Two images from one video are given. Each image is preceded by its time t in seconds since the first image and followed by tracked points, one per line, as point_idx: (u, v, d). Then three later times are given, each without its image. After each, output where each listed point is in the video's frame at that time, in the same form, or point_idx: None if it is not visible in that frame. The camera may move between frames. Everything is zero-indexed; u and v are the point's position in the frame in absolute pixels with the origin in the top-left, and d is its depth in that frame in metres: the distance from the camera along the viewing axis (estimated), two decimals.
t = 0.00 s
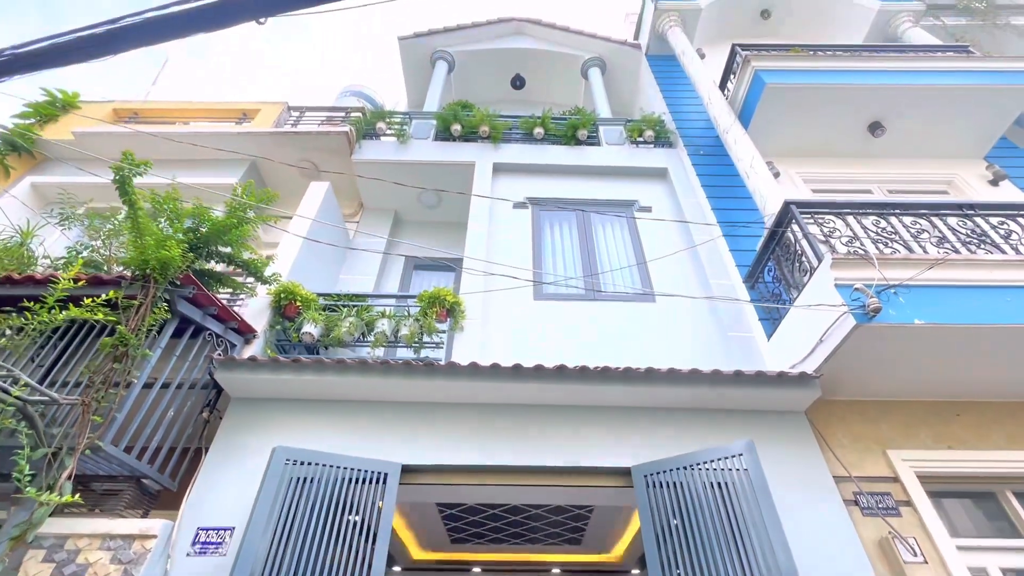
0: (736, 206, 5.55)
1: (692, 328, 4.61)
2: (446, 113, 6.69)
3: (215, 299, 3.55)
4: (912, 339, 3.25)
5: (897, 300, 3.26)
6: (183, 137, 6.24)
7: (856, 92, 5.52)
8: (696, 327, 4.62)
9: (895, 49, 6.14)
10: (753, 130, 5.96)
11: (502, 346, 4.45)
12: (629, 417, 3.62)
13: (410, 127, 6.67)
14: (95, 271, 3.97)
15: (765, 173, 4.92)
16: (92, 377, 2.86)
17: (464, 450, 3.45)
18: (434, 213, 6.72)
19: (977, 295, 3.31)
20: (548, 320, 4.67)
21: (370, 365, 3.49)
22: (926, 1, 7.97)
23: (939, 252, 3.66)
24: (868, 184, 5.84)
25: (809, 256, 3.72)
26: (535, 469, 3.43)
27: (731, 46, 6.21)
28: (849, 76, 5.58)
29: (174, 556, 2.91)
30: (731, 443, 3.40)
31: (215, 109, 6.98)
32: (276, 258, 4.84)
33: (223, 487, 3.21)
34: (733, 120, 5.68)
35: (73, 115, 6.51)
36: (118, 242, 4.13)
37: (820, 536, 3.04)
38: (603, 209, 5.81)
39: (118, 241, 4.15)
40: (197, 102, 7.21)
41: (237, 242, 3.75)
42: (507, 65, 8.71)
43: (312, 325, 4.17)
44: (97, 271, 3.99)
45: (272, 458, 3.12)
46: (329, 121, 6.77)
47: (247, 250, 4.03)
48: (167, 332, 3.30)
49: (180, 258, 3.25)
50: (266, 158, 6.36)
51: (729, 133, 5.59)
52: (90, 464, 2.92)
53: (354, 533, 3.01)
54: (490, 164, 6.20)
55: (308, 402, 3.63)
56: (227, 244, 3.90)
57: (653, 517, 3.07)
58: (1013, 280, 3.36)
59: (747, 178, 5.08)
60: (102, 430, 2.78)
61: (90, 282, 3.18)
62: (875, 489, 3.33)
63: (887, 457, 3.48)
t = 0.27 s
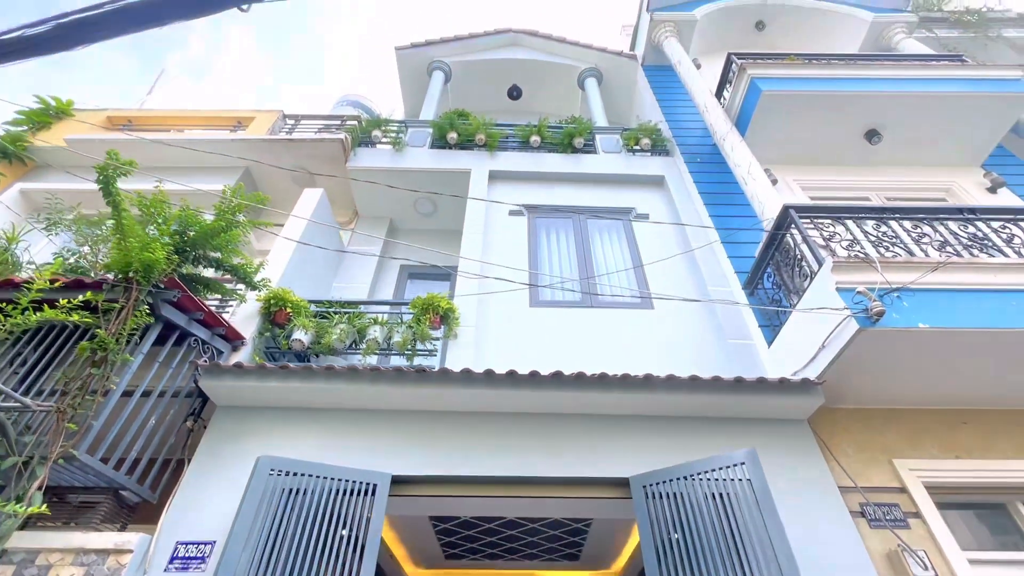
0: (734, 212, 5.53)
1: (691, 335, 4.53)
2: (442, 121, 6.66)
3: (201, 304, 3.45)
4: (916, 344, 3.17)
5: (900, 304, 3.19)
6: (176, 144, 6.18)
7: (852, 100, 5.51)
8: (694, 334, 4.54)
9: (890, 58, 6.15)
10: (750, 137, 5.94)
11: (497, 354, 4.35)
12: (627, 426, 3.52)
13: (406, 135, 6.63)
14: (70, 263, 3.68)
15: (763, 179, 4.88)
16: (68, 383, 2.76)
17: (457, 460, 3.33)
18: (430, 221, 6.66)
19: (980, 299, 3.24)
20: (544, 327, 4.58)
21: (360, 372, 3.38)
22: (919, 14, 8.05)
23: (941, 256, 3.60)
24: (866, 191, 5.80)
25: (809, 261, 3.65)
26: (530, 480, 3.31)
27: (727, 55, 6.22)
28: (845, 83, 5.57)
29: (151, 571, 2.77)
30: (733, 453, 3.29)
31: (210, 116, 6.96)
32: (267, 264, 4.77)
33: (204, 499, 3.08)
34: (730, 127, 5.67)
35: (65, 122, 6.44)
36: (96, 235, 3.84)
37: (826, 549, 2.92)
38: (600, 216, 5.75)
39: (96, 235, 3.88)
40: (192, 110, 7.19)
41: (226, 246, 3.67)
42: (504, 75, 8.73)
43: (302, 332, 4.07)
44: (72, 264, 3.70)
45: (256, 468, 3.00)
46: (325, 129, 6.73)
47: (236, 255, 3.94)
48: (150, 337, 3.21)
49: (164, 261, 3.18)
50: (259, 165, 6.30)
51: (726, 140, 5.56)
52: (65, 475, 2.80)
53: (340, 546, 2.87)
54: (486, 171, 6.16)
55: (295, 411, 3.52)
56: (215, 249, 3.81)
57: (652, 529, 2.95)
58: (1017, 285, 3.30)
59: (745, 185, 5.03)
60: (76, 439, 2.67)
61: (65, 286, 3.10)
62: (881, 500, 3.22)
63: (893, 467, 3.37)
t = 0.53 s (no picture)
0: (733, 217, 5.50)
1: (690, 340, 4.48)
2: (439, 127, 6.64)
3: (192, 307, 3.39)
4: (921, 347, 3.11)
5: (903, 306, 3.14)
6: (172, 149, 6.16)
7: (850, 105, 5.50)
8: (694, 339, 4.48)
9: (887, 64, 6.16)
10: (748, 143, 5.93)
11: (494, 360, 4.28)
12: (627, 432, 3.44)
13: (403, 141, 6.62)
14: (59, 267, 3.60)
15: (762, 182, 4.84)
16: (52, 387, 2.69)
17: (452, 468, 3.25)
18: (427, 226, 6.61)
19: (985, 302, 3.19)
20: (542, 332, 4.51)
21: (354, 378, 3.31)
22: (915, 22, 8.09)
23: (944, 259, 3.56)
24: (865, 196, 5.77)
25: (810, 264, 3.61)
26: (528, 488, 3.23)
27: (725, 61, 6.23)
28: (843, 88, 5.57)
29: None
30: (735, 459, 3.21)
31: (207, 122, 6.95)
32: (261, 269, 4.72)
33: (192, 507, 2.99)
34: (728, 132, 5.65)
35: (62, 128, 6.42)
36: (84, 237, 3.77)
37: (832, 559, 2.83)
38: (598, 220, 5.71)
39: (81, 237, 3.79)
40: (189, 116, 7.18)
41: (218, 248, 3.62)
42: (502, 83, 8.74)
43: (295, 337, 3.98)
44: (61, 268, 3.61)
45: (245, 475, 2.91)
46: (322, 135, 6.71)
47: (229, 258, 3.89)
48: (139, 341, 3.15)
49: (154, 263, 3.12)
50: (256, 170, 6.27)
51: (725, 144, 5.55)
52: (49, 482, 2.72)
53: (331, 556, 2.78)
54: (483, 177, 6.13)
55: (288, 417, 3.44)
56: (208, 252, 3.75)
57: (653, 538, 2.86)
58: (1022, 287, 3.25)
59: (744, 188, 5.00)
60: (59, 445, 2.59)
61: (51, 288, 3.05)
62: (888, 508, 3.14)
63: (899, 474, 3.29)
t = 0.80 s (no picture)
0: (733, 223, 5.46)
1: (690, 346, 4.42)
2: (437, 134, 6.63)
3: (183, 313, 3.34)
4: (925, 352, 3.05)
5: (906, 310, 3.09)
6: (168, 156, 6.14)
7: (848, 111, 5.50)
8: (694, 345, 4.43)
9: (884, 71, 6.17)
10: (746, 149, 5.92)
11: (491, 367, 4.22)
12: (626, 440, 3.37)
13: (401, 148, 6.61)
14: (49, 272, 3.55)
15: (761, 187, 4.82)
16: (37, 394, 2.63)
17: (448, 477, 3.17)
18: (425, 233, 6.58)
19: (989, 306, 3.14)
20: (540, 338, 4.46)
21: (347, 385, 3.25)
22: (910, 31, 8.14)
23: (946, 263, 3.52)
24: (864, 202, 5.75)
25: (810, 268, 3.56)
26: (525, 498, 3.14)
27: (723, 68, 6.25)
28: (841, 94, 5.56)
29: None
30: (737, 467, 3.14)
31: (205, 130, 6.95)
32: (256, 275, 4.67)
33: (180, 518, 2.90)
34: (726, 138, 5.64)
35: (59, 135, 6.42)
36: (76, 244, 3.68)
37: (838, 570, 2.75)
38: (596, 226, 5.68)
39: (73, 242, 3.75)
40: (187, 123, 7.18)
41: (212, 253, 3.58)
42: (499, 91, 8.76)
43: (290, 343, 3.94)
44: (51, 274, 3.55)
45: (235, 484, 2.83)
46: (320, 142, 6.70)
47: (222, 263, 3.83)
48: (128, 347, 3.09)
49: (145, 267, 3.08)
50: (252, 177, 6.25)
51: (723, 150, 5.53)
52: (31, 492, 2.65)
53: (322, 569, 2.69)
54: (481, 184, 6.10)
55: (280, 425, 3.37)
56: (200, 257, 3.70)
57: (654, 549, 2.78)
58: None
59: (743, 194, 4.97)
60: (42, 453, 2.52)
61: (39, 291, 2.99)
62: (895, 517, 3.06)
63: (905, 482, 3.21)
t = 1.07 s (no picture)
0: (732, 229, 5.44)
1: (691, 352, 4.39)
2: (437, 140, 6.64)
3: (179, 318, 3.31)
4: (927, 357, 3.02)
5: (909, 315, 3.06)
6: (168, 163, 6.15)
7: (847, 116, 5.51)
8: (694, 351, 4.39)
9: (882, 77, 6.18)
10: (745, 155, 5.92)
11: (490, 373, 4.18)
12: (626, 447, 3.33)
13: (401, 155, 6.62)
14: (45, 278, 3.54)
15: (760, 192, 4.81)
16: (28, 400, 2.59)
17: (445, 484, 3.13)
18: (424, 240, 6.56)
19: (991, 310, 3.12)
20: (539, 344, 4.42)
21: (344, 391, 3.22)
22: (907, 39, 8.17)
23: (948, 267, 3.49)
24: (864, 208, 5.74)
25: (811, 273, 3.54)
26: (523, 506, 3.10)
27: (721, 75, 6.27)
28: (839, 100, 5.57)
29: None
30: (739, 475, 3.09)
31: (205, 137, 6.97)
32: (253, 280, 4.64)
33: (172, 528, 2.85)
34: (725, 144, 5.64)
35: (59, 142, 6.44)
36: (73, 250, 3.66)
37: None
38: (595, 232, 5.66)
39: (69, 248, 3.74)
40: (187, 131, 7.21)
41: (209, 258, 3.56)
42: (499, 98, 8.79)
43: (287, 350, 3.91)
44: (48, 280, 3.52)
45: (229, 492, 2.79)
46: (319, 149, 6.71)
47: (220, 269, 3.81)
48: (123, 352, 3.06)
49: (141, 272, 3.06)
50: (251, 183, 6.25)
51: (722, 156, 5.53)
52: (22, 501, 2.60)
53: None
54: (480, 190, 6.10)
55: (276, 433, 3.33)
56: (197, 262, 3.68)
57: (655, 558, 2.73)
58: None
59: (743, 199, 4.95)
60: (32, 461, 2.48)
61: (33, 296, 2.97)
62: (899, 526, 3.01)
63: (910, 490, 3.17)
